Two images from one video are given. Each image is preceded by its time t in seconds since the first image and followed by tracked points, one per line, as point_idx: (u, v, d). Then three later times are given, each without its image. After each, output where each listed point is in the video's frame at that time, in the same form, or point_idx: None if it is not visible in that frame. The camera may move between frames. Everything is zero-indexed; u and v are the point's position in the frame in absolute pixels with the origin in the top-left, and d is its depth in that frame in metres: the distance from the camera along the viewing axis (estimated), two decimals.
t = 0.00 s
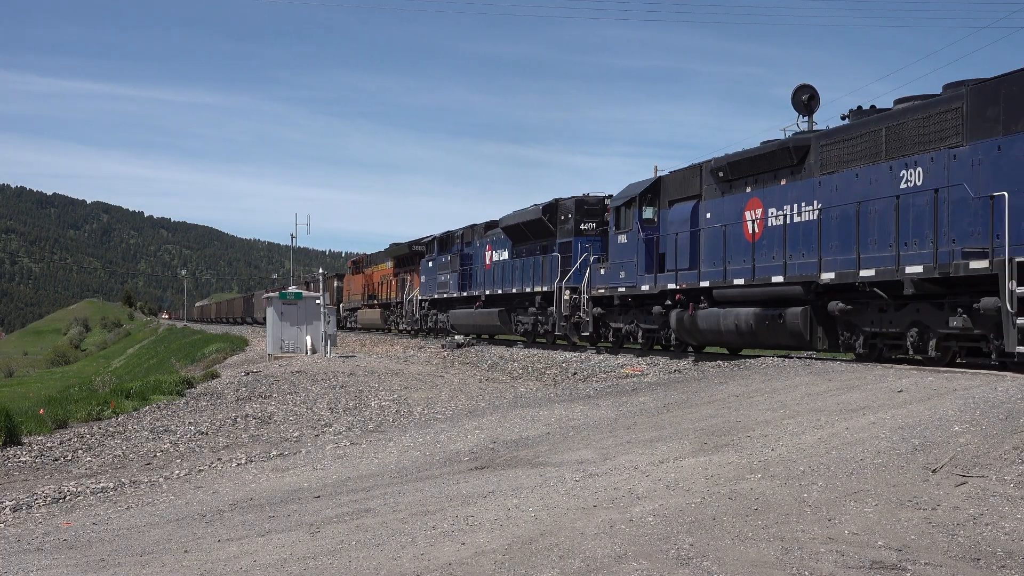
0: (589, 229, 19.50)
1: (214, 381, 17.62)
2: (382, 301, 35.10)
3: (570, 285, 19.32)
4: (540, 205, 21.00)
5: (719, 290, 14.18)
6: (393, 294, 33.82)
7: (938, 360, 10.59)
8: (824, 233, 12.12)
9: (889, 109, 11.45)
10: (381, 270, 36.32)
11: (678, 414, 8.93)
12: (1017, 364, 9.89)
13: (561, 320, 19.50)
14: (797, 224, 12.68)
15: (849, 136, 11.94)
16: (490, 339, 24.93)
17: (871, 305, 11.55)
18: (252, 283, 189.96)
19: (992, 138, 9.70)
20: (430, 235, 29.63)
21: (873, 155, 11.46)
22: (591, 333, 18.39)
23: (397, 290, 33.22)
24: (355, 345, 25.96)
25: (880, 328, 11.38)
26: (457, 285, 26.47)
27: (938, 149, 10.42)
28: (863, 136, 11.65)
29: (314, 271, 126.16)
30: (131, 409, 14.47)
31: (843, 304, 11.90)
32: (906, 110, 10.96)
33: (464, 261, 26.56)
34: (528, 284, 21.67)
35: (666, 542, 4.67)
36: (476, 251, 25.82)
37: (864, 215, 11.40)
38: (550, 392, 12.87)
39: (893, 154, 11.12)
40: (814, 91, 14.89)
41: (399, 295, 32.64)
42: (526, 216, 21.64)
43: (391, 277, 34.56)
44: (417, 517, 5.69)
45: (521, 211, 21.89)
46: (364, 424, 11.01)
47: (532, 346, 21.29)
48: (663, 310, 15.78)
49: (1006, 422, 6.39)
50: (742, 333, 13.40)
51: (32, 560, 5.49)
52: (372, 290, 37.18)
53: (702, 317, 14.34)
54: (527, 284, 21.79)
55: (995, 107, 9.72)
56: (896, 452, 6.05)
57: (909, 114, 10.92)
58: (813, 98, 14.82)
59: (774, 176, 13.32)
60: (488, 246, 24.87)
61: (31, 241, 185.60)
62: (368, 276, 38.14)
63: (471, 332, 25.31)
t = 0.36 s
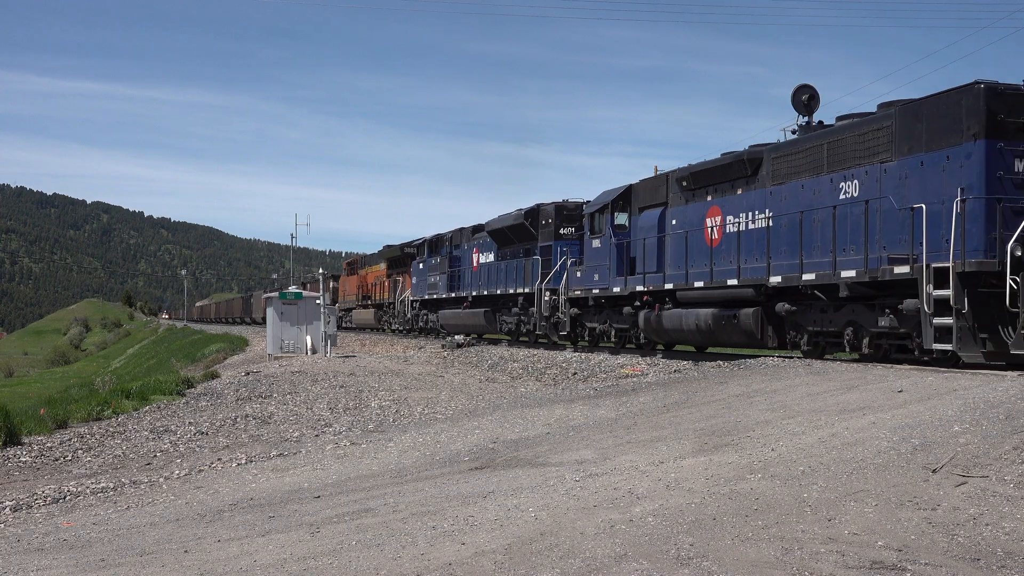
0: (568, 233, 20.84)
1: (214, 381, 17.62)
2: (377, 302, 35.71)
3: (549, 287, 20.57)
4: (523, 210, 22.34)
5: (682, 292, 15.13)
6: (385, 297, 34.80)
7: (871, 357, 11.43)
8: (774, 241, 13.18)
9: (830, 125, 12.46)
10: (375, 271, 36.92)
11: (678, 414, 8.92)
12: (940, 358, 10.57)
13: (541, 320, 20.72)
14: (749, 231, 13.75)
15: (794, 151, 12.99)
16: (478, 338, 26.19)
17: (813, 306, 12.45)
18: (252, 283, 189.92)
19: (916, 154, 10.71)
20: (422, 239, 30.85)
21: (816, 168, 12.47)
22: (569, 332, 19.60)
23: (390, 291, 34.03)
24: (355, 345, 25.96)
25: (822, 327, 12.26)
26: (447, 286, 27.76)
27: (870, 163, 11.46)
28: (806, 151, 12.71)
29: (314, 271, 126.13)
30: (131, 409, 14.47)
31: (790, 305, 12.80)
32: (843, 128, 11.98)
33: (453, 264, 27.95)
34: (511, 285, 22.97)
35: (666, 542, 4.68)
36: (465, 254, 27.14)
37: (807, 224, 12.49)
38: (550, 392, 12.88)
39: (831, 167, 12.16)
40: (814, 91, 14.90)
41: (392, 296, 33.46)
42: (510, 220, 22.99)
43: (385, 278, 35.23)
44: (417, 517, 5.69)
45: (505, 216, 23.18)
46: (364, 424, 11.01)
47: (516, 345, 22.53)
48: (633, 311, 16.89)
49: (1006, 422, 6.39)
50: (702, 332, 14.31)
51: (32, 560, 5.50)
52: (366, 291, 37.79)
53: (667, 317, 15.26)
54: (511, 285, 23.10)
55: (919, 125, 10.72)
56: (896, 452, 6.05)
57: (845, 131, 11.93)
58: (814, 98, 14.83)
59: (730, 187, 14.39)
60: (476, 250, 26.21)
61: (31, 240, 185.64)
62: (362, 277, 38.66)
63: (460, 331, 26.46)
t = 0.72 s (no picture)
0: (549, 237, 21.96)
1: (214, 381, 17.62)
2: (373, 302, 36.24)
3: (532, 287, 21.79)
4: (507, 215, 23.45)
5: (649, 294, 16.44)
6: (380, 297, 35.52)
7: (813, 353, 12.51)
8: (730, 246, 14.38)
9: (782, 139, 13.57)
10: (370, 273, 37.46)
11: (678, 414, 8.92)
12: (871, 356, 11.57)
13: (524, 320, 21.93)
14: (709, 237, 14.94)
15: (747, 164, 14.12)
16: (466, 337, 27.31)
17: (764, 307, 13.71)
18: (252, 283, 189.87)
19: (853, 167, 11.80)
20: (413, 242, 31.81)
21: (767, 179, 13.62)
22: (549, 331, 20.84)
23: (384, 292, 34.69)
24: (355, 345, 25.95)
25: (771, 327, 13.51)
26: (437, 287, 28.78)
27: (814, 175, 12.59)
28: (758, 163, 13.85)
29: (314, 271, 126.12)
30: (131, 409, 14.47)
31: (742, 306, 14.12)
32: (790, 142, 13.12)
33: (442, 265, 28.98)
34: (496, 287, 24.11)
35: (666, 542, 4.67)
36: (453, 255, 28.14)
37: (757, 231, 13.72)
38: (550, 392, 12.88)
39: (781, 178, 13.31)
40: (814, 91, 14.90)
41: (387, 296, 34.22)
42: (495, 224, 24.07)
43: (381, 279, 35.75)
44: (417, 517, 5.69)
45: (490, 220, 24.33)
46: (364, 424, 11.01)
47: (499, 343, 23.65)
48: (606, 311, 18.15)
49: (1006, 422, 6.39)
50: (668, 331, 15.58)
51: (32, 560, 5.49)
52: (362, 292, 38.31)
53: (637, 318, 16.58)
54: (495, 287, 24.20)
55: (857, 140, 11.79)
56: (896, 452, 6.05)
57: (793, 145, 13.06)
58: (813, 98, 14.83)
59: (693, 195, 15.55)
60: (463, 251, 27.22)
61: (31, 241, 185.62)
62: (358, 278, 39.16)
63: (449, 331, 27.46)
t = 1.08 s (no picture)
0: (531, 239, 23.06)
1: (214, 381, 17.61)
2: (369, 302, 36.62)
3: (515, 288, 22.87)
4: (493, 219, 24.58)
5: (622, 295, 17.54)
6: (375, 298, 35.87)
7: (765, 350, 13.56)
8: (692, 251, 15.53)
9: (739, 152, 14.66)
10: (365, 273, 37.85)
11: (678, 414, 8.92)
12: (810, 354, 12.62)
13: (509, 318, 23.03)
14: (675, 242, 16.07)
15: (708, 174, 15.27)
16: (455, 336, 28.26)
17: (722, 308, 14.92)
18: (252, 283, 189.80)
19: (800, 177, 12.85)
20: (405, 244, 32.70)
21: (725, 189, 14.77)
22: (530, 331, 21.92)
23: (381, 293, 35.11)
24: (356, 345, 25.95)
25: (728, 326, 14.69)
26: (427, 287, 29.73)
27: (767, 185, 13.66)
28: (717, 174, 15.00)
29: (314, 271, 126.11)
30: (131, 409, 14.47)
31: (704, 307, 15.26)
32: (745, 156, 14.27)
33: (431, 267, 29.98)
34: (480, 288, 25.18)
35: (666, 542, 4.67)
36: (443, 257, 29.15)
37: (716, 237, 14.83)
38: (550, 392, 12.87)
39: (739, 188, 14.42)
40: (814, 91, 14.90)
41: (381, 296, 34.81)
42: (481, 227, 25.18)
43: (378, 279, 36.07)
44: (417, 517, 5.69)
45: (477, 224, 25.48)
46: (364, 424, 11.01)
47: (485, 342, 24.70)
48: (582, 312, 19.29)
49: (1006, 422, 6.39)
50: (637, 330, 16.78)
51: (32, 560, 5.49)
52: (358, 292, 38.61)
53: (610, 318, 17.77)
54: (480, 287, 25.27)
55: (800, 154, 12.92)
56: (896, 452, 6.05)
57: (748, 157, 14.19)
58: (813, 98, 14.83)
59: (661, 203, 16.72)
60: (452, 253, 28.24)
61: (31, 241, 185.62)
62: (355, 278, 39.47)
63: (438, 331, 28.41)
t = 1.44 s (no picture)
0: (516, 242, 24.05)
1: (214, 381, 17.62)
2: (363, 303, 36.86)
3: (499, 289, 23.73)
4: (480, 223, 25.57)
5: (597, 296, 18.48)
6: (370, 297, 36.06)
7: (723, 348, 14.59)
8: (659, 255, 16.45)
9: (703, 163, 15.63)
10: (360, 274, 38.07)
11: (678, 414, 8.93)
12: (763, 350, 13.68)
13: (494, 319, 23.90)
14: (644, 246, 17.00)
15: (675, 183, 16.21)
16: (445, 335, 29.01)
17: (685, 309, 15.93)
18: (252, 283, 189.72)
19: (755, 188, 13.84)
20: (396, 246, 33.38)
21: (689, 197, 15.73)
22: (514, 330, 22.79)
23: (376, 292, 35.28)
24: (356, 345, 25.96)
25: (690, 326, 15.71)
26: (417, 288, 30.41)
27: (726, 194, 14.64)
28: (682, 184, 15.95)
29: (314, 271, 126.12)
30: (131, 409, 14.47)
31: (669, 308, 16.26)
32: (708, 166, 15.24)
33: (421, 268, 30.75)
34: (468, 288, 26.04)
35: (666, 542, 4.67)
36: (432, 259, 29.78)
37: (681, 242, 15.79)
38: (550, 392, 12.87)
39: (702, 197, 15.38)
40: (814, 91, 14.90)
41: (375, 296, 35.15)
42: (469, 231, 26.13)
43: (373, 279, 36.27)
44: (417, 517, 5.69)
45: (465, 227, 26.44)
46: (364, 424, 11.01)
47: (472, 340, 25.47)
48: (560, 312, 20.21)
49: (1006, 422, 6.39)
50: (609, 330, 17.82)
51: (32, 560, 5.49)
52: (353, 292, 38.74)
53: (585, 318, 18.76)
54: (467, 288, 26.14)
55: (756, 165, 13.88)
56: (896, 452, 6.05)
57: (710, 168, 15.16)
58: (813, 98, 14.84)
59: (632, 210, 17.66)
60: (441, 255, 28.90)
61: (31, 241, 185.62)
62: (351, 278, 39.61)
63: (429, 331, 29.25)
